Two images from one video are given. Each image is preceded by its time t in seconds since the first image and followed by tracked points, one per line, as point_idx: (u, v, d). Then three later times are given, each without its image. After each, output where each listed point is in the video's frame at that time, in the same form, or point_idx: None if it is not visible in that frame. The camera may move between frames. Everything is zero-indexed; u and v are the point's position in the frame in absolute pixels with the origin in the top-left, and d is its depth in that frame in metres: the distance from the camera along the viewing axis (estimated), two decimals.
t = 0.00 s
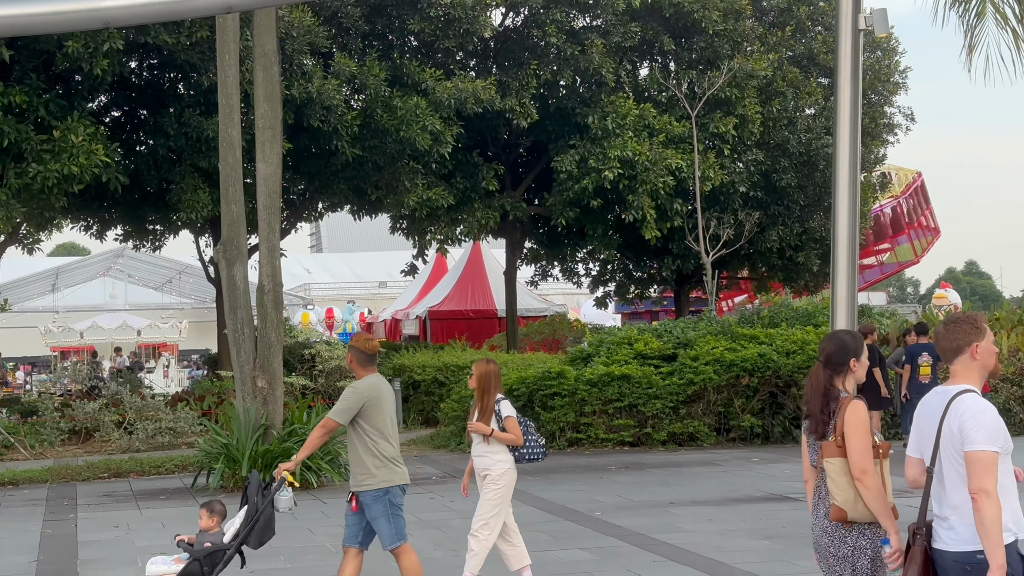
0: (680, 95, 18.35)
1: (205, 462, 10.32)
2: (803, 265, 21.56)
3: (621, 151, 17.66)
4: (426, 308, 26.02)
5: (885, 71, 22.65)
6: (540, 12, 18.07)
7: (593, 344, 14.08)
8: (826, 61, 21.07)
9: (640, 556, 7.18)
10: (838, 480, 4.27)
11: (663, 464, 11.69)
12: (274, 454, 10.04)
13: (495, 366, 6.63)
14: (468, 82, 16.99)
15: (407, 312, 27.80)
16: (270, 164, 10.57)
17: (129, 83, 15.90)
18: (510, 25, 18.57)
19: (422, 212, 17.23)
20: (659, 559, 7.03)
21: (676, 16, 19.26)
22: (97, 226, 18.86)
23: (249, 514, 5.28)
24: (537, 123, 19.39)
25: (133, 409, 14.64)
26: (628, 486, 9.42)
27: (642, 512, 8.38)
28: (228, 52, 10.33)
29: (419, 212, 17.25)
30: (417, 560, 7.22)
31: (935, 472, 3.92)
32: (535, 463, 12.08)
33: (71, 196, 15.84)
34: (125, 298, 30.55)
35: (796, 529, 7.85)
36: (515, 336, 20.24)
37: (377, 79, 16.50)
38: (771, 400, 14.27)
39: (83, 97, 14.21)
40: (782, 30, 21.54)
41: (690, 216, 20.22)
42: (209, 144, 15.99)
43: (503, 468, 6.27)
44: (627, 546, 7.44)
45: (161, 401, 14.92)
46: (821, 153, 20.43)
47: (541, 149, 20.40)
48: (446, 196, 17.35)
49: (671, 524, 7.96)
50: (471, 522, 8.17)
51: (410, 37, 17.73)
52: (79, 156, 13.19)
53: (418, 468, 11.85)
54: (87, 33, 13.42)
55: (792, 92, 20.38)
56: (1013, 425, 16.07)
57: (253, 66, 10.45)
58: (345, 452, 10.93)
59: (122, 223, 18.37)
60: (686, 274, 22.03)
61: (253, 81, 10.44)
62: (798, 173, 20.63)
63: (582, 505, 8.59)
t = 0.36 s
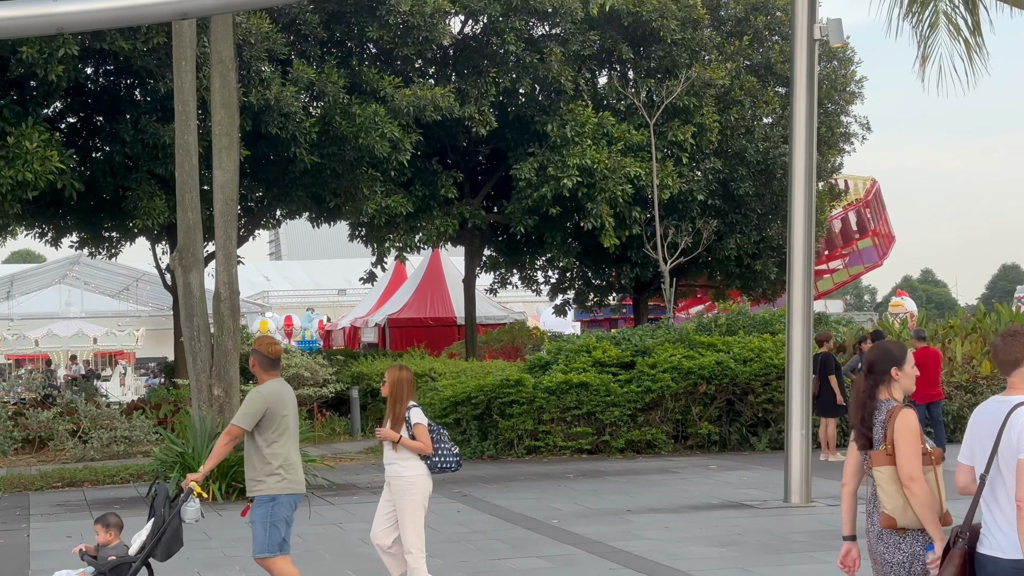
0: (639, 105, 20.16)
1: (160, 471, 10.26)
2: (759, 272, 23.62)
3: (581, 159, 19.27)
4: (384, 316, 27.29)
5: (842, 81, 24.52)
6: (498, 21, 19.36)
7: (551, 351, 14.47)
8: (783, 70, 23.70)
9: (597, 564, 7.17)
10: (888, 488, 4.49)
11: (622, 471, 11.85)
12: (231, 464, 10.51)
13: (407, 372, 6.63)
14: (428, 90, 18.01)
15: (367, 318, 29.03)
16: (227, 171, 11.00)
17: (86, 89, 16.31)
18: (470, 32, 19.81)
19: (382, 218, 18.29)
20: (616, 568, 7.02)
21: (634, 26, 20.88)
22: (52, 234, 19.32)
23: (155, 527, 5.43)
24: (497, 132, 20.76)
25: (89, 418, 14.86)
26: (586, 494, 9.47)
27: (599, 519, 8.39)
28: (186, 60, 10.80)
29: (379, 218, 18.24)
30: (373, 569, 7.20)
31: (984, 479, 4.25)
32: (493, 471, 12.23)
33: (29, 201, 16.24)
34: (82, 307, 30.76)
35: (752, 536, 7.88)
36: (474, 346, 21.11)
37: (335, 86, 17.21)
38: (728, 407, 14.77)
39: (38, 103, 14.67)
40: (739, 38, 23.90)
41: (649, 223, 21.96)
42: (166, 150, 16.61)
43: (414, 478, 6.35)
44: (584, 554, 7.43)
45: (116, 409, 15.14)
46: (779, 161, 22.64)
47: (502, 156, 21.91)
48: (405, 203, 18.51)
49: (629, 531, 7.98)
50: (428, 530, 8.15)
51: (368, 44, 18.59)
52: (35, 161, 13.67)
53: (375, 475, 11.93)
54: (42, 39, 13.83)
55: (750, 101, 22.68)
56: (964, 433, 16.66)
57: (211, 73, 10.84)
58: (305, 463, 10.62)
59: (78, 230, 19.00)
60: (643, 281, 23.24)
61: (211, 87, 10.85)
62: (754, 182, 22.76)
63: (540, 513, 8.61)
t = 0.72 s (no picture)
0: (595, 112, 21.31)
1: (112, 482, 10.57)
2: (716, 282, 25.23)
3: (538, 168, 20.44)
4: (342, 325, 28.90)
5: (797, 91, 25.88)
6: (456, 31, 20.73)
7: (509, 361, 14.98)
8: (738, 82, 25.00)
9: (553, 573, 7.17)
10: (933, 495, 4.83)
11: (578, 481, 12.08)
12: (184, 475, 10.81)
13: (315, 387, 6.76)
14: (384, 99, 19.12)
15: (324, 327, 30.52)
16: (182, 179, 11.08)
17: (41, 96, 17.31)
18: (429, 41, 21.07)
19: (339, 226, 19.38)
20: None
21: (591, 36, 22.49)
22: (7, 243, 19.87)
23: (51, 543, 5.57)
24: (455, 141, 22.41)
25: (41, 427, 14.94)
26: (541, 503, 9.58)
27: (554, 528, 8.44)
28: (141, 66, 10.96)
29: (336, 226, 19.34)
30: None
31: None
32: (450, 480, 12.42)
33: None
34: (33, 315, 33.16)
35: (706, 545, 7.93)
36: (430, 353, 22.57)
37: (293, 94, 18.42)
38: (685, 417, 15.37)
39: None
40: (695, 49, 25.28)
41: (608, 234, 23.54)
42: (120, 159, 17.33)
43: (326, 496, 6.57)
44: (539, 563, 7.43)
45: (69, 420, 15.23)
46: (735, 172, 24.16)
47: (458, 166, 23.35)
48: (361, 212, 19.61)
49: (585, 541, 8.01)
50: (383, 540, 8.17)
51: (326, 54, 19.81)
52: None
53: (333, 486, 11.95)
54: None
55: (707, 111, 24.08)
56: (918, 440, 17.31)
57: (168, 81, 10.89)
58: (257, 473, 11.31)
59: (30, 239, 19.43)
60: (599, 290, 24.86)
61: (167, 95, 10.90)
62: (712, 192, 24.25)
63: (497, 523, 8.65)
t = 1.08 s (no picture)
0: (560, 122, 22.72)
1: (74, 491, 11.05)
2: (680, 290, 26.32)
3: (503, 177, 21.28)
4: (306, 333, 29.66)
5: (760, 102, 26.81)
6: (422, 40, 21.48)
7: (474, 370, 15.18)
8: (703, 91, 26.66)
9: None
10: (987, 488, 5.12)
11: (542, 490, 12.26)
12: (147, 482, 11.08)
13: (229, 396, 6.96)
14: (349, 108, 19.69)
15: (288, 336, 31.29)
16: (145, 186, 11.75)
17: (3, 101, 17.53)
18: (393, 50, 21.92)
19: (303, 234, 20.11)
20: None
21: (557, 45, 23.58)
22: None
23: None
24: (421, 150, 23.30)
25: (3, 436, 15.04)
26: (505, 512, 9.67)
27: (516, 537, 8.47)
28: (103, 74, 11.45)
29: (302, 234, 20.13)
30: None
31: None
32: (415, 489, 12.54)
33: None
34: None
35: (670, 553, 7.94)
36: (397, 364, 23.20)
37: (256, 102, 18.91)
38: (649, 425, 15.78)
39: None
40: (661, 57, 26.75)
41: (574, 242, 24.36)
42: (81, 165, 17.51)
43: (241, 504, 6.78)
44: (503, 571, 7.40)
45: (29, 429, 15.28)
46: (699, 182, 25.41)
47: (424, 174, 24.27)
48: (325, 221, 20.33)
49: (549, 550, 8.00)
50: (347, 549, 8.16)
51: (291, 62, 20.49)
52: None
53: (296, 496, 12.00)
54: None
55: (673, 120, 25.41)
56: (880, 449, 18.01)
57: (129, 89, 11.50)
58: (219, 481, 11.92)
59: None
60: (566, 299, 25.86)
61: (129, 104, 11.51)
62: (676, 202, 25.52)
63: (462, 532, 8.65)
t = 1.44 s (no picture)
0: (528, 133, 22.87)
1: (35, 500, 11.22)
2: (646, 300, 26.78)
3: (469, 186, 21.54)
4: (274, 341, 30.39)
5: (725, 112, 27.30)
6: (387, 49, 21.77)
7: (440, 380, 15.49)
8: (667, 101, 26.91)
9: None
10: None
11: (507, 500, 12.41)
12: (109, 492, 11.13)
13: (142, 411, 6.98)
14: (315, 116, 20.22)
15: (254, 345, 32.03)
16: (108, 194, 11.80)
17: None
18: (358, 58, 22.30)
19: (268, 243, 20.33)
20: None
21: (521, 57, 24.07)
22: None
23: None
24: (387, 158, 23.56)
25: None
26: (470, 522, 9.73)
27: (480, 546, 8.49)
28: (65, 81, 11.41)
29: (265, 244, 20.26)
30: None
31: None
32: (379, 498, 12.68)
33: None
34: None
35: (635, 563, 7.94)
36: (361, 372, 23.53)
37: (221, 110, 19.08)
38: (615, 435, 16.10)
39: None
40: (626, 67, 27.19)
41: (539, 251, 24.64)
42: (43, 173, 17.78)
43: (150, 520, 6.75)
44: None
45: None
46: (665, 191, 25.77)
47: (389, 184, 24.55)
48: (291, 229, 20.64)
49: (514, 560, 7.97)
50: (312, 560, 8.13)
51: (256, 70, 20.86)
52: None
53: (257, 504, 12.37)
54: None
55: (638, 131, 25.66)
56: (844, 458, 18.53)
57: (94, 95, 11.59)
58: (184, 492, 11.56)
59: None
60: (531, 308, 26.28)
61: (92, 111, 11.59)
62: (642, 212, 25.89)
63: (427, 542, 8.67)
